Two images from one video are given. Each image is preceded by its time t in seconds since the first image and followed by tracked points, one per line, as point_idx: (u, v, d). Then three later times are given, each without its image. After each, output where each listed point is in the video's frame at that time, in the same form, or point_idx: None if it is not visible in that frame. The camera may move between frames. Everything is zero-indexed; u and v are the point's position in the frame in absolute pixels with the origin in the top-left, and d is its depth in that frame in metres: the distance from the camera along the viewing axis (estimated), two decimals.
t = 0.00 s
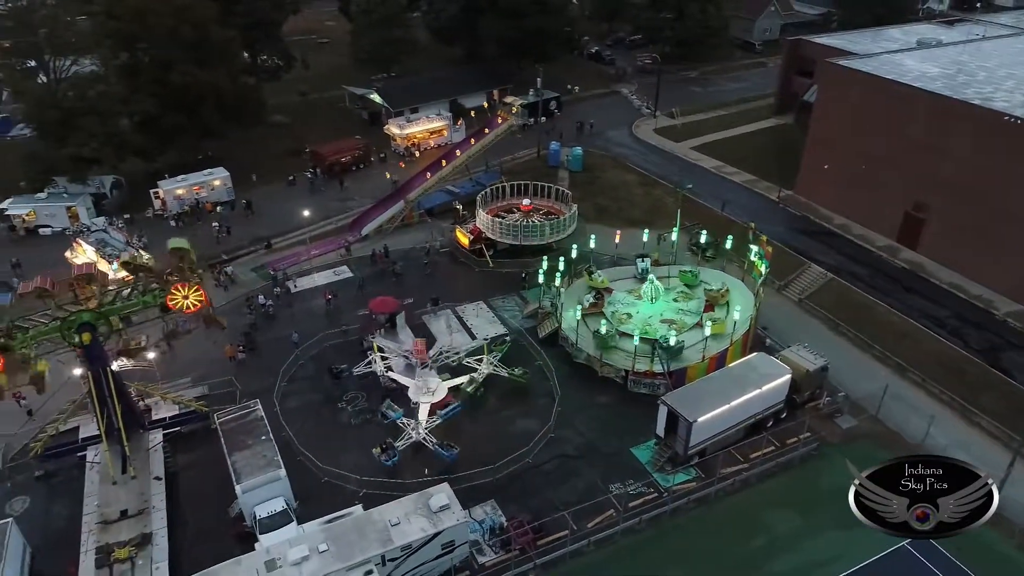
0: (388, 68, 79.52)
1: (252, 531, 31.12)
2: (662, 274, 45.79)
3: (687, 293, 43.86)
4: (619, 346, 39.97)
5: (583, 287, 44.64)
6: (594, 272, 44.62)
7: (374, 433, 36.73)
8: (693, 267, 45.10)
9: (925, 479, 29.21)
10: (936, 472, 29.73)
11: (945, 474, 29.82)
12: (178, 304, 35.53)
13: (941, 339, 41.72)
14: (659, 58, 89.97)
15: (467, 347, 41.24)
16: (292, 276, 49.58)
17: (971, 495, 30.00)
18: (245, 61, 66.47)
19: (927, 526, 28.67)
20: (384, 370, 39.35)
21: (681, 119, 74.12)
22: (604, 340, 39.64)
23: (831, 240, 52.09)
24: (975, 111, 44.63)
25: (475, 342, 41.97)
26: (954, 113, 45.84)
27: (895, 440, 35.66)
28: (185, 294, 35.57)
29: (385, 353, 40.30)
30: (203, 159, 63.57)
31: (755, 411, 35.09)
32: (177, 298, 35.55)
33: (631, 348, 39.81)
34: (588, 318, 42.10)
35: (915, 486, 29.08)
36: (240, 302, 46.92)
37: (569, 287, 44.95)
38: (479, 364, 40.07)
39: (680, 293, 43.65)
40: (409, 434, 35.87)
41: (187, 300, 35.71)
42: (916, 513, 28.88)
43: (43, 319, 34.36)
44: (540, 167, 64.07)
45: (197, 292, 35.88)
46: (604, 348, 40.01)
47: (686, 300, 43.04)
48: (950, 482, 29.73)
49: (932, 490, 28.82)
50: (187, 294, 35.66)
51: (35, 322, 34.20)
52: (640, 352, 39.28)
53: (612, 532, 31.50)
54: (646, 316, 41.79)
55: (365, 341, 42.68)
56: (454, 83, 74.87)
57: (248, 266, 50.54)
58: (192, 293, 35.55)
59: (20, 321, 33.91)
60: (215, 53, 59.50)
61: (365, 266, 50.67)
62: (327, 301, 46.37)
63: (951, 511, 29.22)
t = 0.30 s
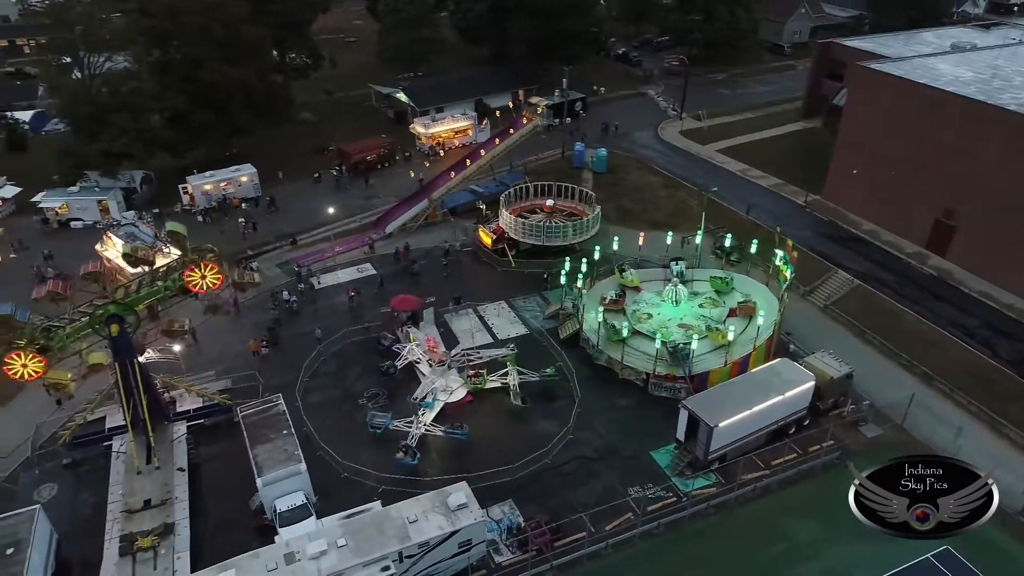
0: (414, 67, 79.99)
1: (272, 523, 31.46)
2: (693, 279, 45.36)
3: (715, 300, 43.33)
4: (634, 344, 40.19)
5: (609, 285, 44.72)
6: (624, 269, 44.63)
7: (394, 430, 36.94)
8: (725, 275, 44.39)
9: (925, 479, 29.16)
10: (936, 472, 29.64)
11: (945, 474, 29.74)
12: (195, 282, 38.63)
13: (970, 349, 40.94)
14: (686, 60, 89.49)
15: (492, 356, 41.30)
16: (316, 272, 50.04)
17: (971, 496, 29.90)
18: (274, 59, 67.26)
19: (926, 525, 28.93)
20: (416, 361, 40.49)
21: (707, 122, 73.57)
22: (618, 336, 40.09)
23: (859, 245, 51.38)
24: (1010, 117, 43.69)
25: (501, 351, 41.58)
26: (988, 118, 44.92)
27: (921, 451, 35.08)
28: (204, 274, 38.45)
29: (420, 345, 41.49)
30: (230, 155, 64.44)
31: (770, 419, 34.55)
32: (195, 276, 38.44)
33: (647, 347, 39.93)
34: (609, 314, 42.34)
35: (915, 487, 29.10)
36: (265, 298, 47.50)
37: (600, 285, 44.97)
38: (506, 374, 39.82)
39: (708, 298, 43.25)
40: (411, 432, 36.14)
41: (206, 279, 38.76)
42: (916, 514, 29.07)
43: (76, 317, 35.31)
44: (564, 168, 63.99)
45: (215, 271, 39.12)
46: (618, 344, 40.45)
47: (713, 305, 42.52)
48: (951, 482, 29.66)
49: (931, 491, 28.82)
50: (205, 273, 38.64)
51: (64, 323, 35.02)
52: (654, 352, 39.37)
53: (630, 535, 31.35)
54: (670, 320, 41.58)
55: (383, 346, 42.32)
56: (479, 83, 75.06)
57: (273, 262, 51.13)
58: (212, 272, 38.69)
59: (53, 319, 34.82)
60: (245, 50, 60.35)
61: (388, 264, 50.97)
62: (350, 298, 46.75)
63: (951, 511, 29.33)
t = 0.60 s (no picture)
0: (440, 67, 80.35)
1: (292, 517, 31.74)
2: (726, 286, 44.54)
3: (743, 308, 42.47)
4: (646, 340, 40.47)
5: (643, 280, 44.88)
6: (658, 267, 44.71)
7: (414, 428, 37.12)
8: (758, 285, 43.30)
9: (926, 479, 27.08)
10: (937, 472, 27.48)
11: (946, 474, 27.75)
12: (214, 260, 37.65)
13: (1001, 359, 40.09)
14: (714, 62, 88.85)
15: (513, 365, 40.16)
16: (340, 269, 50.43)
17: (971, 495, 28.24)
18: (302, 57, 67.98)
19: (926, 526, 27.03)
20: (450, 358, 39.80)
21: (735, 124, 72.96)
22: (632, 329, 40.58)
23: (888, 252, 50.60)
24: None
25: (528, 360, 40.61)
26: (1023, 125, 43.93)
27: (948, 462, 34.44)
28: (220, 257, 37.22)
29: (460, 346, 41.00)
30: (258, 152, 65.26)
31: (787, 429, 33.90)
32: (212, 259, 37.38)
33: (659, 343, 40.05)
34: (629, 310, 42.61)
35: (916, 487, 27.08)
36: (289, 293, 48.01)
37: (633, 282, 45.11)
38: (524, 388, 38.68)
39: (736, 306, 42.52)
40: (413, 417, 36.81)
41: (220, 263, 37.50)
42: (917, 514, 27.07)
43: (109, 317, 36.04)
44: (588, 169, 63.83)
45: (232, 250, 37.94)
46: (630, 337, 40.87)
47: (739, 314, 41.65)
48: (952, 482, 27.76)
49: (933, 491, 26.90)
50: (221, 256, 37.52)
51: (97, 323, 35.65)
52: (662, 350, 39.48)
53: (649, 539, 31.17)
54: (691, 323, 41.23)
55: (411, 348, 42.35)
56: (505, 83, 75.14)
57: (297, 258, 51.66)
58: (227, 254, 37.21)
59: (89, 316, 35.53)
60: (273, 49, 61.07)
61: (411, 262, 51.22)
62: (372, 295, 47.06)
63: (950, 511, 27.52)
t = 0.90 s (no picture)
0: (466, 67, 80.57)
1: (311, 512, 31.99)
2: (760, 293, 43.75)
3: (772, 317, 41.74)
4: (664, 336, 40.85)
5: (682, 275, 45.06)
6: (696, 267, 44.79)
7: (433, 426, 37.25)
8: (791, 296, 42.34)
9: (925, 479, 26.53)
10: (937, 471, 26.90)
11: (946, 474, 27.00)
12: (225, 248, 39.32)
13: None
14: (741, 64, 88.09)
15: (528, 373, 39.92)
16: (362, 267, 50.79)
17: (974, 496, 27.15)
18: (330, 56, 68.58)
19: (928, 527, 25.89)
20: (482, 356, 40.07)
21: (762, 127, 72.28)
22: (654, 325, 41.06)
23: (916, 259, 49.80)
24: None
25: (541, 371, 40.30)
26: None
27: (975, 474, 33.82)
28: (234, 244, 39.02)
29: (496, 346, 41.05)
30: (284, 149, 65.92)
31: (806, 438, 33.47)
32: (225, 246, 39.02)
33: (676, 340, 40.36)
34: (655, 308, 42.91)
35: (915, 486, 26.48)
36: (311, 290, 48.45)
37: (668, 280, 45.36)
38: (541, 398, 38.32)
39: (764, 313, 41.83)
40: (421, 409, 37.55)
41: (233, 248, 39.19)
42: (916, 514, 26.09)
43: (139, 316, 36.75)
44: (612, 170, 63.62)
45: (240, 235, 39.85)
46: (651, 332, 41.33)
47: (765, 323, 40.95)
48: (953, 483, 26.93)
49: (932, 490, 26.20)
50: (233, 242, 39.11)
51: (131, 322, 36.59)
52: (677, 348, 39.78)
53: (666, 544, 30.95)
54: (714, 326, 41.05)
55: (446, 354, 41.90)
56: (530, 83, 75.17)
57: (320, 255, 52.11)
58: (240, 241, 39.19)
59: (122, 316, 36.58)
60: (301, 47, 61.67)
61: (433, 260, 51.42)
62: (394, 293, 47.32)
63: (952, 512, 26.41)
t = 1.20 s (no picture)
0: (491, 66, 80.67)
1: (330, 507, 32.21)
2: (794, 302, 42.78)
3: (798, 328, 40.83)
4: (683, 330, 41.32)
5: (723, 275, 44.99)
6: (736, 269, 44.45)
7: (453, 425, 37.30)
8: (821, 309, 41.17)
9: (925, 479, 28.45)
10: (936, 471, 28.71)
11: (945, 475, 28.73)
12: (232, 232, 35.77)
13: None
14: (769, 66, 87.17)
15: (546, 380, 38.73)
16: (385, 265, 51.06)
17: (973, 496, 28.63)
18: (356, 54, 69.01)
19: (927, 526, 27.81)
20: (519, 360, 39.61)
21: (789, 131, 71.46)
22: (675, 318, 41.53)
23: (946, 266, 48.90)
24: None
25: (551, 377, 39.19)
26: None
27: (1002, 487, 33.15)
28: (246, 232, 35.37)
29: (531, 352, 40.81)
30: (310, 147, 66.52)
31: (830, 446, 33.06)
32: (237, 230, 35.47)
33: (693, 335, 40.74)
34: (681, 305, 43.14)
35: (915, 486, 28.39)
36: (334, 286, 48.83)
37: (706, 282, 45.18)
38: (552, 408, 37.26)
39: (790, 322, 41.02)
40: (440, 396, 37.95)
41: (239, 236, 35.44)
42: (916, 514, 28.01)
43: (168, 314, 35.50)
44: (636, 172, 63.33)
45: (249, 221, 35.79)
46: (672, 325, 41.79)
47: (789, 332, 40.15)
48: (952, 483, 28.60)
49: (931, 490, 28.09)
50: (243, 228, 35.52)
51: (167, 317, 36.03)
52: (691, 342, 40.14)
53: (684, 549, 30.71)
54: (737, 329, 40.82)
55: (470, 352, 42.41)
56: (555, 83, 75.06)
57: (344, 252, 52.52)
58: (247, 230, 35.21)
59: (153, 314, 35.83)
60: (328, 45, 62.16)
61: (455, 260, 51.57)
62: (416, 292, 47.50)
63: (951, 512, 28.14)
